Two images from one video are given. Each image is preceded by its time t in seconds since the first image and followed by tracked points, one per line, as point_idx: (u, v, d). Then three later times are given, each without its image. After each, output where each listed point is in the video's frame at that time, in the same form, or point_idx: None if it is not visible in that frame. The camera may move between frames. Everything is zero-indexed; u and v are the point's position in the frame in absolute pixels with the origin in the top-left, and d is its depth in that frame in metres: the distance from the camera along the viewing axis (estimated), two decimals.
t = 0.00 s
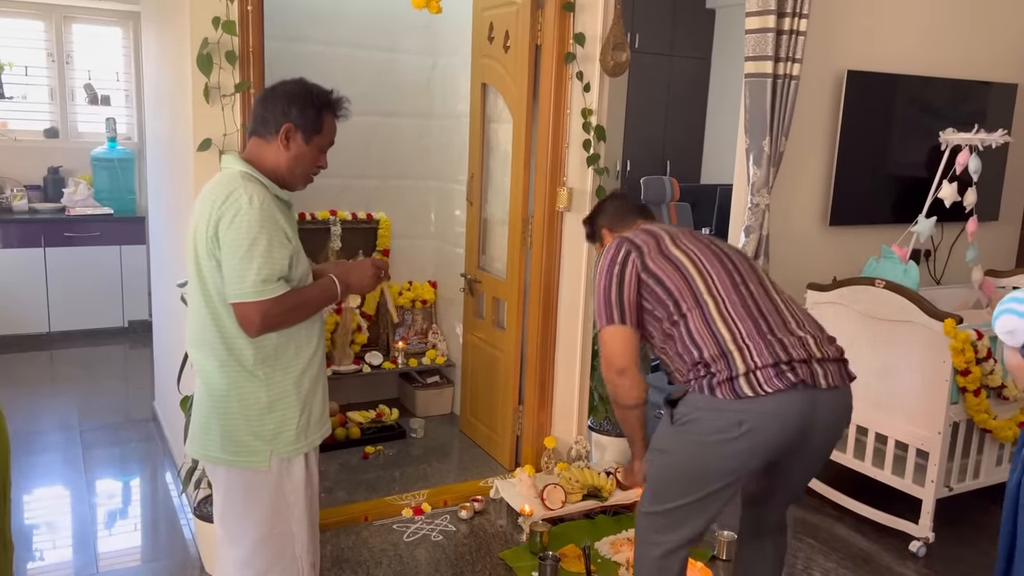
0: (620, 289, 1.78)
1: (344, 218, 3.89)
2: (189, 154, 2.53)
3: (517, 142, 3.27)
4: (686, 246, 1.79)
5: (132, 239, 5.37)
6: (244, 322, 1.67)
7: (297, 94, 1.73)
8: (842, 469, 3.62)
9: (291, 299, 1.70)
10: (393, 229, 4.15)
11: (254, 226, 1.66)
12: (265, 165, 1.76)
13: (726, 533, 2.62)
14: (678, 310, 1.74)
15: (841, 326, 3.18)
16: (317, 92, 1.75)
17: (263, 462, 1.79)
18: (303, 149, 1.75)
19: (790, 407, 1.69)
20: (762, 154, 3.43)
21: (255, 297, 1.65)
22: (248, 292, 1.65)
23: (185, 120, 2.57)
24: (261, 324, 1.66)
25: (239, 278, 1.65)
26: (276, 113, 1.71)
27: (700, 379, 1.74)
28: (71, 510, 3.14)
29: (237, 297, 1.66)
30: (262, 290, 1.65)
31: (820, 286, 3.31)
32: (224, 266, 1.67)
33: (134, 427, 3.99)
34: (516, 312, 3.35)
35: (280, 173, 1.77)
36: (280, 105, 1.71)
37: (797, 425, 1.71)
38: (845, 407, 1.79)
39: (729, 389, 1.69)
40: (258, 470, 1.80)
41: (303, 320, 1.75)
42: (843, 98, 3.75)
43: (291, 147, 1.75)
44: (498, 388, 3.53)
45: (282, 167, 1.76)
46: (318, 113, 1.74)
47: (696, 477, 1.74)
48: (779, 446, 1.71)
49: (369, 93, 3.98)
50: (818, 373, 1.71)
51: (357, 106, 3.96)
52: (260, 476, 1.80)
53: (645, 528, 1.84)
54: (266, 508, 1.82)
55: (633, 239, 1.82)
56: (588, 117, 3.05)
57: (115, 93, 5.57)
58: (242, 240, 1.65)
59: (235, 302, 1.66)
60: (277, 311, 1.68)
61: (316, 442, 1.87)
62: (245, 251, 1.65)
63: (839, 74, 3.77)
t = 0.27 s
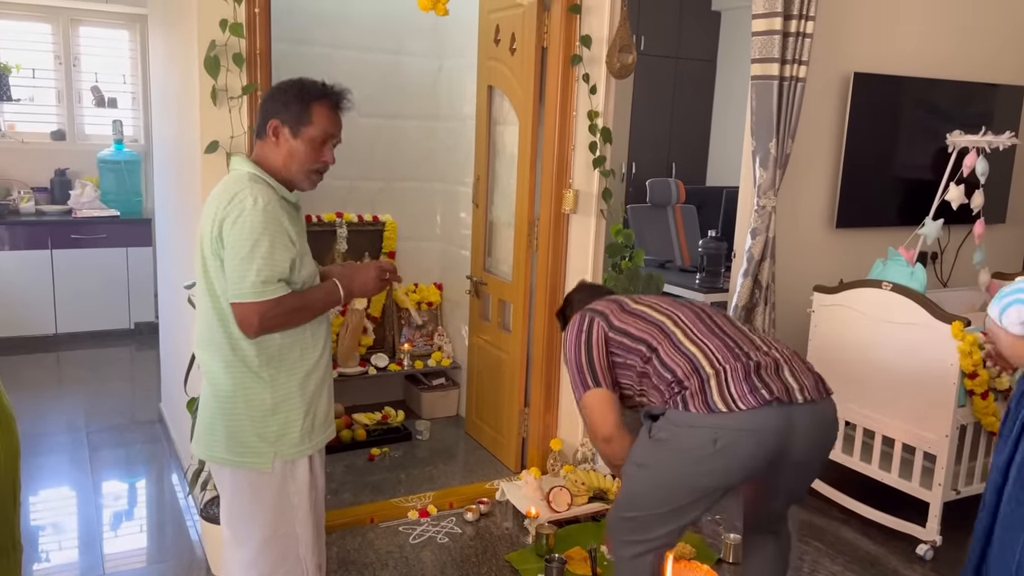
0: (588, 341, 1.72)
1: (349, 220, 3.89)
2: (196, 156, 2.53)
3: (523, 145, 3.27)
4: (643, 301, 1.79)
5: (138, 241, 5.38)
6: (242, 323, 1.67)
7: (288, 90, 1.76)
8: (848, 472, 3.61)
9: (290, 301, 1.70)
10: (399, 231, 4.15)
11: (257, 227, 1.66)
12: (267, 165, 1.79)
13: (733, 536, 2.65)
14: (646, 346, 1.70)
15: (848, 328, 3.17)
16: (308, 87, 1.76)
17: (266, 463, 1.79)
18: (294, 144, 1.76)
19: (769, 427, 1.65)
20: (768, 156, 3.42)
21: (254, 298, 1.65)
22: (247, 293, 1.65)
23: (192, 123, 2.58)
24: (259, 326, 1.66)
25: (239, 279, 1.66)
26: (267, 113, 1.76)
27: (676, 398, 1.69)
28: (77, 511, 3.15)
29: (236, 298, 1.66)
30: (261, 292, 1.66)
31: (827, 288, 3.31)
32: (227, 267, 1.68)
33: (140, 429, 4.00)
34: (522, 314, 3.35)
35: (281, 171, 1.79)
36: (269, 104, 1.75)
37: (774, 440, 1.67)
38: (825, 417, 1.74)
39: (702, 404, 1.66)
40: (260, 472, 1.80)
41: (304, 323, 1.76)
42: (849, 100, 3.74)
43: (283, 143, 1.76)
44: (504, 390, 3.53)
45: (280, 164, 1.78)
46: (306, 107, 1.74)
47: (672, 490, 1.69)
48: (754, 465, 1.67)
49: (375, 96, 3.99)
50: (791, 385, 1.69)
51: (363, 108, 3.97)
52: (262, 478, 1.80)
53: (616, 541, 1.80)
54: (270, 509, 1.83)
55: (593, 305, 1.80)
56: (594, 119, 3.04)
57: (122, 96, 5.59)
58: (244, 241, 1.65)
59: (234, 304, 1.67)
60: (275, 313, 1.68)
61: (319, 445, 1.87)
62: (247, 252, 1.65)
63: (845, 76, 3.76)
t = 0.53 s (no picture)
0: (578, 363, 1.75)
1: (353, 221, 3.88)
2: (200, 157, 2.53)
3: (526, 146, 3.28)
4: (634, 329, 1.83)
5: (142, 242, 5.39)
6: (229, 321, 1.69)
7: (270, 89, 1.83)
8: (852, 474, 3.60)
9: (278, 300, 1.71)
10: (402, 231, 4.15)
11: (248, 225, 1.68)
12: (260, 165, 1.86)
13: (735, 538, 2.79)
14: (636, 364, 1.71)
15: (852, 329, 3.17)
16: (286, 82, 1.82)
17: (261, 464, 1.79)
18: (273, 139, 1.82)
19: (765, 438, 1.65)
20: (771, 157, 3.42)
21: (239, 295, 1.67)
22: (234, 290, 1.67)
23: (196, 124, 2.58)
24: (244, 324, 1.68)
25: (227, 276, 1.68)
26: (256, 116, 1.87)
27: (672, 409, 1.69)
28: (80, 513, 3.15)
29: (225, 295, 1.69)
30: (247, 288, 1.68)
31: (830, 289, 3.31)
32: (218, 264, 1.70)
33: (143, 430, 4.01)
34: (525, 315, 3.35)
35: (270, 168, 1.84)
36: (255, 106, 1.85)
37: (770, 451, 1.66)
38: (818, 426, 1.75)
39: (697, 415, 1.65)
40: (255, 472, 1.80)
41: (296, 323, 1.76)
42: (853, 101, 3.74)
43: (265, 139, 1.83)
44: (507, 391, 3.52)
45: (268, 161, 1.84)
46: (278, 100, 1.80)
47: (662, 500, 1.68)
48: (750, 475, 1.67)
49: (378, 97, 3.99)
50: (785, 395, 1.70)
51: (366, 110, 3.97)
52: (258, 479, 1.81)
53: (605, 543, 1.79)
54: (266, 511, 1.83)
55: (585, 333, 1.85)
56: (598, 120, 3.05)
57: (126, 97, 5.60)
58: (234, 239, 1.68)
59: (223, 301, 1.70)
60: (262, 311, 1.69)
61: (316, 447, 1.87)
62: (236, 249, 1.68)
63: (849, 77, 3.76)
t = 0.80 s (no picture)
0: (575, 365, 1.76)
1: (354, 221, 3.88)
2: (201, 158, 2.53)
3: (527, 147, 3.28)
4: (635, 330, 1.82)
5: (143, 242, 5.39)
6: (218, 318, 1.72)
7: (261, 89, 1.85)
8: (854, 473, 3.60)
9: (266, 298, 1.73)
10: (403, 231, 4.15)
11: (235, 223, 1.70)
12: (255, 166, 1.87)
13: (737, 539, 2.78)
14: (633, 365, 1.72)
15: (854, 329, 3.16)
16: (276, 82, 1.84)
17: (254, 462, 1.82)
18: (265, 138, 1.83)
19: (765, 435, 1.65)
20: (773, 156, 3.41)
21: (226, 293, 1.70)
22: (221, 288, 1.70)
23: (197, 124, 2.58)
24: (231, 322, 1.70)
25: (214, 274, 1.71)
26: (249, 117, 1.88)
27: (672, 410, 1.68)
28: (82, 513, 3.15)
29: (213, 293, 1.71)
30: (233, 286, 1.70)
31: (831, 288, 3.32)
32: (208, 263, 1.73)
33: (144, 430, 4.01)
34: (525, 315, 3.35)
35: (264, 168, 1.85)
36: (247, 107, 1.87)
37: (770, 450, 1.66)
38: (818, 424, 1.75)
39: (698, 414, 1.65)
40: (249, 471, 1.83)
41: (286, 321, 1.78)
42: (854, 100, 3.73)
43: (258, 139, 1.84)
44: (508, 390, 3.52)
45: (261, 161, 1.85)
46: (269, 99, 1.82)
47: (664, 501, 1.67)
48: (751, 473, 1.66)
49: (379, 97, 3.99)
50: (783, 392, 1.71)
51: (367, 109, 3.97)
52: (253, 478, 1.84)
53: (605, 542, 1.79)
54: (261, 510, 1.87)
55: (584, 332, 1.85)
56: (599, 119, 3.04)
57: (127, 97, 5.61)
58: (223, 238, 1.71)
59: (212, 299, 1.72)
60: (248, 309, 1.71)
61: (310, 447, 1.89)
62: (223, 248, 1.70)
63: (850, 76, 3.75)
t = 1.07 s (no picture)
0: (578, 365, 1.75)
1: (354, 221, 3.88)
2: (201, 158, 2.53)
3: (527, 147, 3.28)
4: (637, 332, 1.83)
5: (143, 243, 5.39)
6: (211, 317, 1.72)
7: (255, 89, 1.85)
8: (855, 473, 3.60)
9: (260, 296, 1.73)
10: (404, 232, 4.15)
11: (229, 222, 1.71)
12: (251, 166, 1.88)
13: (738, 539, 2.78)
14: (637, 365, 1.72)
15: (854, 328, 3.16)
16: (270, 81, 1.84)
17: (246, 462, 1.82)
18: (261, 138, 1.83)
19: (768, 434, 1.65)
20: (773, 156, 3.41)
21: (219, 292, 1.70)
22: (214, 286, 1.70)
23: (197, 124, 2.58)
24: (225, 320, 1.70)
25: (208, 273, 1.71)
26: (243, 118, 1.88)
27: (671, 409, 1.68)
28: (83, 514, 3.15)
29: (206, 291, 1.71)
30: (226, 284, 1.70)
31: (831, 287, 3.32)
32: (202, 262, 1.73)
33: (145, 431, 4.00)
34: (525, 314, 3.35)
35: (261, 168, 1.86)
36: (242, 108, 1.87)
37: (773, 450, 1.66)
38: (820, 424, 1.74)
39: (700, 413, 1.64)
40: (242, 471, 1.84)
41: (280, 321, 1.78)
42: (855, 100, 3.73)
43: (253, 139, 1.85)
44: (509, 390, 3.52)
45: (257, 161, 1.85)
46: (263, 99, 1.82)
47: (667, 500, 1.67)
48: (753, 473, 1.66)
49: (379, 97, 3.99)
50: (787, 392, 1.71)
51: (367, 110, 3.97)
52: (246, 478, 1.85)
53: (607, 541, 1.79)
54: (254, 509, 1.88)
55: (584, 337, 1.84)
56: (599, 119, 3.04)
57: (127, 98, 5.61)
58: (216, 236, 1.71)
59: (205, 298, 1.72)
60: (242, 308, 1.71)
61: (302, 447, 1.89)
62: (217, 247, 1.71)
63: (851, 76, 3.75)
